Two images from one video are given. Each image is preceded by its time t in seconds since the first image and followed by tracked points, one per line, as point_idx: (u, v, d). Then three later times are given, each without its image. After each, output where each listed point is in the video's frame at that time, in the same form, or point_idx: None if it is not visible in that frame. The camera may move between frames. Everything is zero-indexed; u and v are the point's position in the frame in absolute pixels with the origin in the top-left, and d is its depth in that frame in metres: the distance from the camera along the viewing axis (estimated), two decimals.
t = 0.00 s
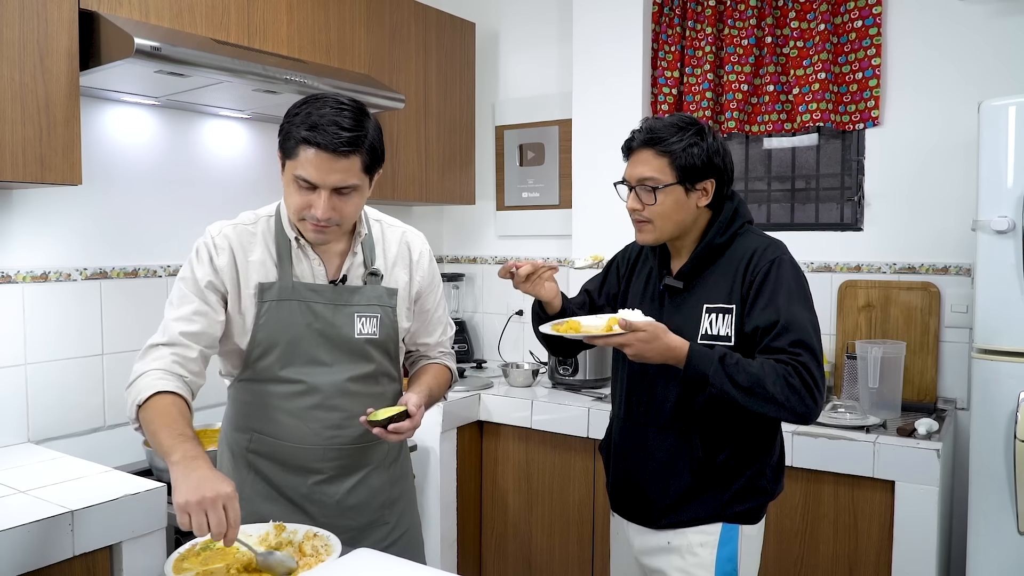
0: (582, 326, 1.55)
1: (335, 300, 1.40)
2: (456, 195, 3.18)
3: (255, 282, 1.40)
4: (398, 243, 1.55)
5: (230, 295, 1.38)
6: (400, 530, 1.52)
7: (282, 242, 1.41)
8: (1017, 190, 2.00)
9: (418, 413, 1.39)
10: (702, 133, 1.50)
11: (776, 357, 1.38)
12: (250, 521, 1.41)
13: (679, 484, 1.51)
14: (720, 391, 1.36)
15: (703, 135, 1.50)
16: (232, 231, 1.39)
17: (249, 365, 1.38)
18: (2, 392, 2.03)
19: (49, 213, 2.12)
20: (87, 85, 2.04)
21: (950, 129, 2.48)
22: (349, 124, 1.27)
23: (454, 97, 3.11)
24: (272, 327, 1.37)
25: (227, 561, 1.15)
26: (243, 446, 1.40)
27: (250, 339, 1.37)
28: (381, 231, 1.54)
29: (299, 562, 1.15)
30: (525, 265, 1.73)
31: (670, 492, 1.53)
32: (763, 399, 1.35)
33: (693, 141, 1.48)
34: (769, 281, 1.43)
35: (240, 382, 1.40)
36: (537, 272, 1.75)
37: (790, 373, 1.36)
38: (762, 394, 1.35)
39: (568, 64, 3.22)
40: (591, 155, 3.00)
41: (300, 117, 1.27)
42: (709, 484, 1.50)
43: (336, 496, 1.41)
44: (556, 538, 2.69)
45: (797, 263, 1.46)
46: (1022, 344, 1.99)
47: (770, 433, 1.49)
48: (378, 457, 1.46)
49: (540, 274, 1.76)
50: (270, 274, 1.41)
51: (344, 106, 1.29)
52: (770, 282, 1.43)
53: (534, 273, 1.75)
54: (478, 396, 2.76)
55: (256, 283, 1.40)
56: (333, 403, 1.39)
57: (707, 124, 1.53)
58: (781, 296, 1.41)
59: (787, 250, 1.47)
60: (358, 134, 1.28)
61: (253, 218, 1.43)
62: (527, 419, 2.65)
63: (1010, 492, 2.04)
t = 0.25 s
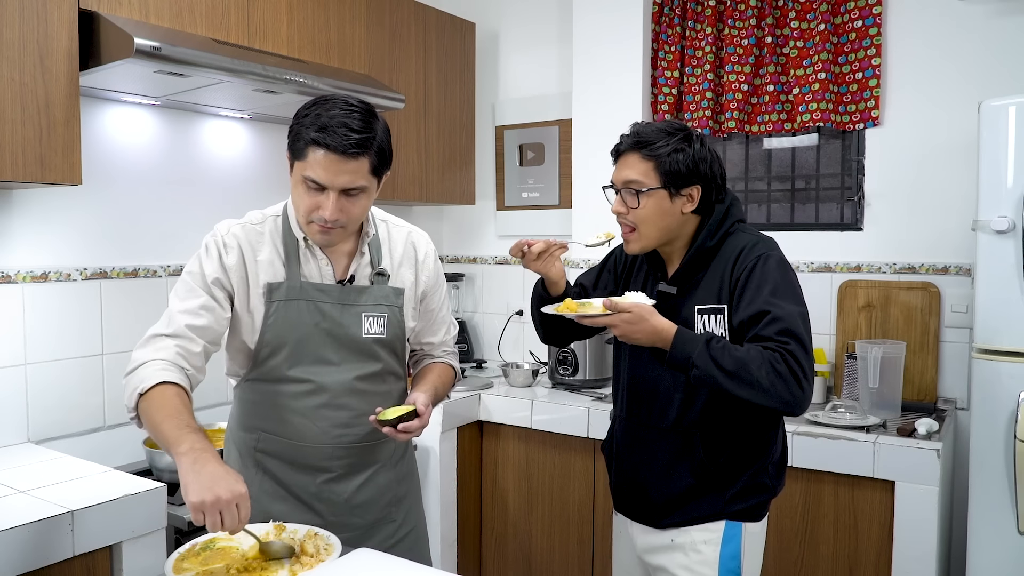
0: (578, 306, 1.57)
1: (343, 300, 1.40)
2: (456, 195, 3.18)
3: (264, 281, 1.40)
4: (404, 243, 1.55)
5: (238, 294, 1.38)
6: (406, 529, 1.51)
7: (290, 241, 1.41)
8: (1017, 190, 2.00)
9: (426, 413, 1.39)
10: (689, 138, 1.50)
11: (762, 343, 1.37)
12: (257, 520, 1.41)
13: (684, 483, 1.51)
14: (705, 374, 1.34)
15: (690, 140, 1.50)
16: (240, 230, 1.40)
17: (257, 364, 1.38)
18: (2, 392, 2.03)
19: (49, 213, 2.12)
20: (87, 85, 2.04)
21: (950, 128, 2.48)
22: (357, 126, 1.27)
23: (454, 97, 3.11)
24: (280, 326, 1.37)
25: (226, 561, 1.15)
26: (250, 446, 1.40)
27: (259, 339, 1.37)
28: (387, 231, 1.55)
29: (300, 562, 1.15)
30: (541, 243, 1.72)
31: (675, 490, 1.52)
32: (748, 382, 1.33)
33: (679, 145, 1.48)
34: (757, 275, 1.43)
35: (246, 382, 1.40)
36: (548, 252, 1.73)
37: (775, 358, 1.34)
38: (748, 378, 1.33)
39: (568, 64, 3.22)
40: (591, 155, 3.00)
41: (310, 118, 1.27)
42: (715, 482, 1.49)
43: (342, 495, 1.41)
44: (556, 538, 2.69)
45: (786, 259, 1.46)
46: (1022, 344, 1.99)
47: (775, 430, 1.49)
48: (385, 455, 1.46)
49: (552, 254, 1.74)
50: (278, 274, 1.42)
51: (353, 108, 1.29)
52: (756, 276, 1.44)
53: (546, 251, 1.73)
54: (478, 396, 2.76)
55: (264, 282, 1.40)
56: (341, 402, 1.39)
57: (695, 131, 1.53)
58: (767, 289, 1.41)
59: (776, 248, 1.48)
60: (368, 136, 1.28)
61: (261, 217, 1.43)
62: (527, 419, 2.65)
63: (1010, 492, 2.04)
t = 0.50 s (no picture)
0: (572, 304, 1.61)
1: (349, 300, 1.40)
2: (456, 195, 3.17)
3: (270, 281, 1.40)
4: (411, 245, 1.55)
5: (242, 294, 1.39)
6: (412, 529, 1.51)
7: (297, 241, 1.41)
8: (1017, 190, 2.00)
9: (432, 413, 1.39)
10: (670, 144, 1.50)
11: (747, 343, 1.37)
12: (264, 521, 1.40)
13: (689, 481, 1.51)
14: (691, 373, 1.36)
15: (670, 145, 1.50)
16: (246, 230, 1.40)
17: (263, 363, 1.38)
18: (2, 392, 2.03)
19: (49, 213, 2.12)
20: (86, 85, 2.04)
21: (950, 128, 2.48)
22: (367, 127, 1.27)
23: (454, 96, 3.11)
24: (287, 326, 1.37)
25: (226, 561, 1.15)
26: (255, 446, 1.40)
27: (265, 338, 1.37)
28: (395, 232, 1.54)
29: (300, 562, 1.15)
30: (555, 237, 1.68)
31: (680, 488, 1.52)
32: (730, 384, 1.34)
33: (657, 150, 1.48)
34: (741, 276, 1.43)
35: (253, 383, 1.40)
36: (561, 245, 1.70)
37: (758, 357, 1.34)
38: (732, 376, 1.33)
39: (568, 64, 3.22)
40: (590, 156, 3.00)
41: (320, 118, 1.27)
42: (720, 480, 1.49)
43: (349, 495, 1.41)
44: (556, 538, 2.69)
45: (771, 257, 1.45)
46: (1022, 344, 1.99)
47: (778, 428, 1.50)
48: (391, 455, 1.46)
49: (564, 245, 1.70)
50: (285, 274, 1.42)
51: (365, 110, 1.29)
52: (740, 276, 1.43)
53: (558, 244, 1.69)
54: (478, 396, 2.76)
55: (271, 282, 1.40)
56: (346, 402, 1.39)
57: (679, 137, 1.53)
58: (752, 289, 1.40)
59: (762, 246, 1.47)
60: (378, 138, 1.28)
61: (267, 218, 1.43)
62: (527, 419, 2.65)
63: (1010, 491, 2.04)
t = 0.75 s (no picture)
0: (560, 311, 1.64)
1: (352, 300, 1.40)
2: (456, 195, 3.17)
3: (273, 281, 1.40)
4: (416, 246, 1.55)
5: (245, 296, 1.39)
6: (415, 530, 1.50)
7: (300, 241, 1.41)
8: (1017, 190, 2.00)
9: (433, 412, 1.39)
10: (641, 148, 1.50)
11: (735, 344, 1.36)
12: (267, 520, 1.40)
13: (691, 480, 1.51)
14: (679, 375, 1.36)
15: (644, 150, 1.51)
16: (250, 231, 1.40)
17: (267, 363, 1.39)
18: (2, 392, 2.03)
19: (48, 213, 2.12)
20: (86, 85, 2.04)
21: (951, 128, 2.48)
22: (368, 128, 1.27)
23: (454, 96, 3.11)
24: (290, 326, 1.37)
25: (226, 561, 1.15)
26: (258, 444, 1.40)
27: (268, 338, 1.37)
28: (400, 233, 1.55)
29: (300, 562, 1.15)
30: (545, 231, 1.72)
31: (682, 488, 1.52)
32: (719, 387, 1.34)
33: (630, 156, 1.49)
34: (727, 275, 1.42)
35: (256, 382, 1.40)
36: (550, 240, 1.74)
37: (745, 357, 1.33)
38: (722, 379, 1.33)
39: (568, 64, 3.21)
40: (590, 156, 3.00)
41: (321, 119, 1.27)
42: (722, 479, 1.49)
43: (351, 495, 1.40)
44: (556, 538, 2.69)
45: (757, 254, 1.44)
46: (1022, 344, 1.99)
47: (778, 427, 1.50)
48: (393, 455, 1.45)
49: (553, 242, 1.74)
50: (289, 274, 1.42)
51: (366, 110, 1.29)
52: (727, 275, 1.42)
53: (547, 238, 1.73)
54: (478, 396, 2.76)
55: (274, 282, 1.40)
56: (349, 402, 1.39)
57: (651, 139, 1.53)
58: (738, 288, 1.40)
59: (748, 244, 1.46)
60: (379, 139, 1.28)
61: (272, 219, 1.44)
62: (526, 419, 2.65)
63: (1011, 491, 2.04)
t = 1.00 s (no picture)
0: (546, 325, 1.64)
1: (354, 300, 1.40)
2: (456, 195, 3.18)
3: (275, 281, 1.40)
4: (418, 246, 1.55)
5: (248, 298, 1.39)
6: (417, 531, 1.50)
7: (303, 241, 1.41)
8: (1017, 190, 2.00)
9: (430, 413, 1.39)
10: (632, 142, 1.49)
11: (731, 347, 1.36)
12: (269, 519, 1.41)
13: (689, 478, 1.51)
14: (674, 383, 1.36)
15: (635, 145, 1.49)
16: (253, 232, 1.41)
17: (269, 362, 1.39)
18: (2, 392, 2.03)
19: (49, 212, 2.12)
20: (86, 85, 2.04)
21: (951, 128, 2.48)
22: (365, 129, 1.27)
23: (454, 96, 3.11)
24: (292, 326, 1.38)
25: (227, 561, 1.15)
26: (261, 443, 1.41)
27: (270, 338, 1.38)
28: (403, 233, 1.55)
29: (300, 562, 1.15)
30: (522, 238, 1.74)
31: (680, 485, 1.52)
32: (715, 390, 1.34)
33: (625, 154, 1.48)
34: (726, 274, 1.42)
35: (259, 382, 1.41)
36: (527, 248, 1.75)
37: (741, 360, 1.34)
38: (717, 384, 1.34)
39: (569, 64, 3.21)
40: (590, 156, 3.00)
41: (319, 119, 1.27)
42: (720, 478, 1.49)
43: (352, 494, 1.40)
44: (556, 538, 2.69)
45: (757, 253, 1.44)
46: (1022, 344, 1.99)
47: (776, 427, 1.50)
48: (395, 455, 1.45)
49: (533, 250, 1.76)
50: (291, 274, 1.42)
51: (364, 111, 1.29)
52: (726, 274, 1.42)
53: (524, 246, 1.75)
54: (478, 396, 2.76)
55: (276, 282, 1.40)
56: (350, 401, 1.39)
57: (636, 133, 1.52)
58: (736, 288, 1.39)
59: (749, 243, 1.46)
60: (377, 140, 1.28)
61: (275, 219, 1.44)
62: (527, 419, 2.65)
63: (1010, 491, 2.04)
